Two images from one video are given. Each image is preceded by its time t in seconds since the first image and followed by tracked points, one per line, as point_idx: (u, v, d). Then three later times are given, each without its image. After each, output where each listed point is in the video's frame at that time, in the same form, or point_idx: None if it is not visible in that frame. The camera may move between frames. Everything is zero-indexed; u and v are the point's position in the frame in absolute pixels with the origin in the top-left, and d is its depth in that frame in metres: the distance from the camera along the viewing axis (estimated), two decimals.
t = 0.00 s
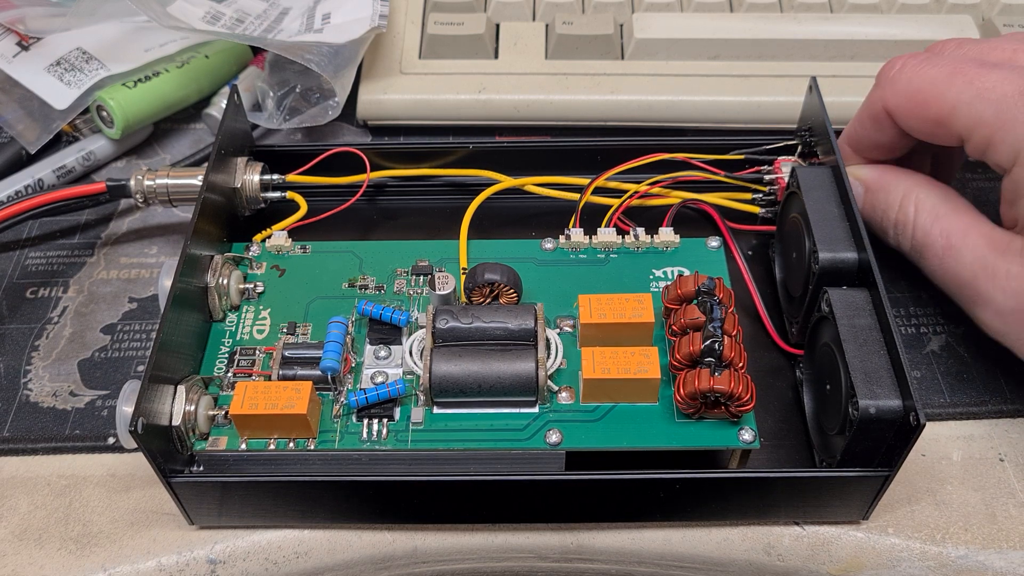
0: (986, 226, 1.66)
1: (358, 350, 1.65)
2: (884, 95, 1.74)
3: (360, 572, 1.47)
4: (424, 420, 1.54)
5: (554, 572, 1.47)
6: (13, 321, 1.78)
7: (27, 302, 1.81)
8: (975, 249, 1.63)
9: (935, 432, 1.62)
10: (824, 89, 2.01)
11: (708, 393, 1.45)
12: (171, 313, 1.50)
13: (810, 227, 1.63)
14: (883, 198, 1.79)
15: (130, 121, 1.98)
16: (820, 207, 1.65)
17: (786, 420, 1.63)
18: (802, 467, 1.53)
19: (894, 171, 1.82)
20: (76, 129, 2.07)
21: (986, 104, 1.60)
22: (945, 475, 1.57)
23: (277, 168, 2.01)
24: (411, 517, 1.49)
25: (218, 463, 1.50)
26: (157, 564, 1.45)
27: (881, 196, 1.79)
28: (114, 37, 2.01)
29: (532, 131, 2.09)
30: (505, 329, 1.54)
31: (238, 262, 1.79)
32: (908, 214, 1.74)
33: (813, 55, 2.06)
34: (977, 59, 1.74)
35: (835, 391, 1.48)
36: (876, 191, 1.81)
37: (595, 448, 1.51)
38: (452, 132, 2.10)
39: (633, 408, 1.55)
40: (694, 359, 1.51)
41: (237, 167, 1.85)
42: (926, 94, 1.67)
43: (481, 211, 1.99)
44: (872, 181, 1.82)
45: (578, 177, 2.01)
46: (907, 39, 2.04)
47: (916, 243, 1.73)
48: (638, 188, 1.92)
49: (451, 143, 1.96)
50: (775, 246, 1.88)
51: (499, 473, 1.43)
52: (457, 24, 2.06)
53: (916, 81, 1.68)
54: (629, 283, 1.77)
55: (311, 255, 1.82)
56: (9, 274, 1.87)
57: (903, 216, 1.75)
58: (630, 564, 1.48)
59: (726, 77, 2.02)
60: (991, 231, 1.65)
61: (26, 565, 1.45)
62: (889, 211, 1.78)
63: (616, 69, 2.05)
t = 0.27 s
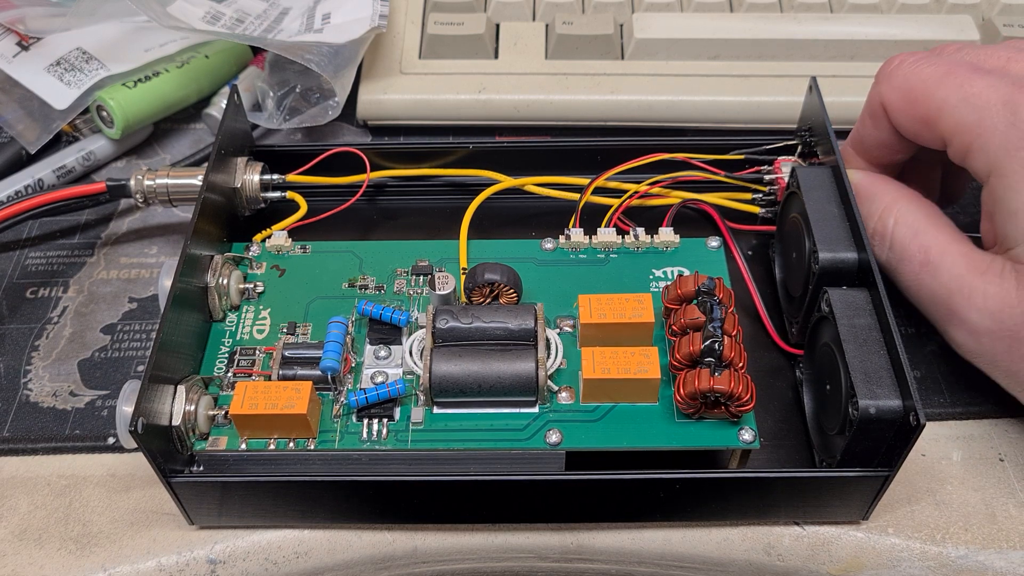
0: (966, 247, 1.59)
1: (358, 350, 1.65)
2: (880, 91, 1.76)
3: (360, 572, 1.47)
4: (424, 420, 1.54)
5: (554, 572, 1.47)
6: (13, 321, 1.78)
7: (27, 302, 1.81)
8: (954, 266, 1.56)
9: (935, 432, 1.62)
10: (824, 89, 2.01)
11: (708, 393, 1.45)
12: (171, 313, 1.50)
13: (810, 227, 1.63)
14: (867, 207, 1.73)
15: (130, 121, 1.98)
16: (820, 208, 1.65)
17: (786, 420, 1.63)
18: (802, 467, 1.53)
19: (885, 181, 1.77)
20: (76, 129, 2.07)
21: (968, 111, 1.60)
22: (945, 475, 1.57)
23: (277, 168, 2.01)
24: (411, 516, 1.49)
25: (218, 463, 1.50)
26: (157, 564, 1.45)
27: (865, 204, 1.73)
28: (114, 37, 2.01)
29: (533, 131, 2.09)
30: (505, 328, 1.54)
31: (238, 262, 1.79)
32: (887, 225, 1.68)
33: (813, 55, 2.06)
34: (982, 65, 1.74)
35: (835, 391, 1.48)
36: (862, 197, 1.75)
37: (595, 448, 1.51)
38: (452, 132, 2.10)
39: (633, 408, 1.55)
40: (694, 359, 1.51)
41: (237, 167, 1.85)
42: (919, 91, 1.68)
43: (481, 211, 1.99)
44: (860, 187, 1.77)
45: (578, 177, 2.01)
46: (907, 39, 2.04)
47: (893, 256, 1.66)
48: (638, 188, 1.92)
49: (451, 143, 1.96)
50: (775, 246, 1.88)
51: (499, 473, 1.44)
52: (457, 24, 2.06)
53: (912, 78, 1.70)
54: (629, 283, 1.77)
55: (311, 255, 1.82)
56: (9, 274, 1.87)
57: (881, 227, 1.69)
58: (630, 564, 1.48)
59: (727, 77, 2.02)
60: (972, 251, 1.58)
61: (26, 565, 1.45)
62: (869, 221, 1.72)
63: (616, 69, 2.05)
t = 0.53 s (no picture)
0: (990, 226, 1.69)
1: (358, 350, 1.65)
2: (863, 123, 1.77)
3: (359, 572, 1.47)
4: (424, 420, 1.54)
5: (554, 572, 1.47)
6: (13, 321, 1.78)
7: (27, 302, 1.81)
8: (975, 248, 1.66)
9: (935, 432, 1.62)
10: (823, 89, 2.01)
11: (708, 393, 1.45)
12: (171, 313, 1.50)
13: (810, 228, 1.63)
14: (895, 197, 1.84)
15: (130, 121, 1.98)
16: (820, 208, 1.65)
17: (786, 420, 1.63)
18: (802, 467, 1.53)
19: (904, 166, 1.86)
20: (76, 129, 2.07)
21: (971, 133, 1.60)
22: (945, 475, 1.57)
23: (277, 168, 2.01)
24: (411, 516, 1.49)
25: (218, 463, 1.50)
26: (157, 565, 1.44)
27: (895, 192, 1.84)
28: (114, 37, 2.01)
29: (533, 131, 2.09)
30: (505, 328, 1.54)
31: (238, 262, 1.79)
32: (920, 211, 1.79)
33: (813, 56, 2.06)
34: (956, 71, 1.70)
35: (835, 391, 1.48)
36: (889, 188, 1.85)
37: (595, 448, 1.51)
38: (452, 132, 2.10)
39: (633, 407, 1.55)
40: (694, 359, 1.51)
41: (237, 167, 1.85)
42: (902, 124, 1.69)
43: (482, 211, 1.99)
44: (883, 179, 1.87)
45: (578, 177, 2.01)
46: (907, 39, 2.04)
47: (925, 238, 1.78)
48: (638, 188, 1.92)
49: (451, 143, 1.96)
50: (775, 246, 1.88)
51: (499, 473, 1.44)
52: (457, 24, 2.06)
53: (893, 109, 1.69)
54: (629, 283, 1.77)
55: (311, 255, 1.82)
56: (9, 274, 1.87)
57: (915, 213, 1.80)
58: (630, 564, 1.48)
59: (727, 77, 2.02)
60: (993, 232, 1.67)
61: (26, 566, 1.45)
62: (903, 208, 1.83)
63: (616, 69, 2.05)
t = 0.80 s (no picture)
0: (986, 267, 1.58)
1: (358, 350, 1.65)
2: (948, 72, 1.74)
3: (360, 572, 1.47)
4: (424, 420, 1.54)
5: (555, 572, 1.47)
6: (13, 321, 1.78)
7: (27, 302, 1.81)
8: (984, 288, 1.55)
9: (935, 432, 1.62)
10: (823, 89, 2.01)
11: (708, 394, 1.45)
12: (171, 313, 1.50)
13: (810, 228, 1.63)
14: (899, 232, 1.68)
15: (130, 121, 1.98)
16: (820, 208, 1.65)
17: (786, 420, 1.63)
18: (802, 467, 1.53)
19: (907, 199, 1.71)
20: (76, 129, 2.07)
21: None
22: (945, 475, 1.57)
23: (277, 168, 2.01)
24: (411, 516, 1.49)
25: (218, 463, 1.50)
26: (157, 565, 1.45)
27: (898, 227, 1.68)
28: (114, 37, 2.01)
29: (532, 131, 2.09)
30: (505, 328, 1.54)
31: (238, 262, 1.79)
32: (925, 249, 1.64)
33: (813, 55, 2.06)
34: None
35: (835, 391, 1.48)
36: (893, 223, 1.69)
37: (595, 449, 1.51)
38: (452, 132, 2.10)
39: (633, 408, 1.55)
40: (694, 359, 1.51)
41: (237, 167, 1.85)
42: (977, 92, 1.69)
43: (482, 211, 1.99)
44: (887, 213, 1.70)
45: (578, 177, 2.01)
46: (907, 39, 2.04)
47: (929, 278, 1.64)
48: (638, 188, 1.92)
49: (451, 143, 1.96)
50: (775, 246, 1.88)
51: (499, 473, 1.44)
52: (457, 24, 2.06)
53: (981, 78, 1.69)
54: (629, 283, 1.77)
55: (311, 255, 1.82)
56: (9, 274, 1.87)
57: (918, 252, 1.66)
58: (630, 564, 1.48)
59: (727, 77, 2.02)
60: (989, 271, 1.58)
61: (26, 566, 1.45)
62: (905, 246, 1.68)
63: (616, 69, 2.05)
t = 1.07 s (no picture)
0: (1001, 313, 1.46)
1: (358, 350, 1.65)
2: None
3: (360, 572, 1.47)
4: (424, 420, 1.54)
5: (555, 572, 1.47)
6: (13, 321, 1.78)
7: (27, 302, 1.81)
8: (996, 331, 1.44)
9: (935, 432, 1.62)
10: (823, 89, 2.01)
11: (708, 394, 1.45)
12: (171, 313, 1.50)
13: (810, 228, 1.63)
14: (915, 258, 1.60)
15: (130, 121, 1.98)
16: (820, 208, 1.65)
17: (786, 420, 1.63)
18: (802, 467, 1.53)
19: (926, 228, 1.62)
20: (76, 129, 2.07)
21: None
22: (945, 475, 1.57)
23: (277, 168, 2.01)
24: (411, 516, 1.49)
25: (218, 463, 1.50)
26: (157, 564, 1.45)
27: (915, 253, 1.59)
28: (114, 37, 2.01)
29: (532, 131, 2.09)
30: (505, 328, 1.54)
31: (238, 262, 1.79)
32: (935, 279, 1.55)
33: (813, 55, 2.06)
34: None
35: (835, 391, 1.48)
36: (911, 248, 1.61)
37: (595, 449, 1.51)
38: (452, 132, 2.10)
39: (633, 407, 1.55)
40: (694, 359, 1.51)
41: (237, 167, 1.85)
42: None
43: (482, 211, 1.99)
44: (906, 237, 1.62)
45: (578, 177, 2.01)
46: (907, 39, 2.04)
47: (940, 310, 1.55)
48: (639, 188, 1.92)
49: (451, 143, 1.96)
50: (775, 246, 1.88)
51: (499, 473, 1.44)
52: (457, 25, 2.06)
53: None
54: (629, 283, 1.77)
55: (311, 255, 1.82)
56: (9, 274, 1.87)
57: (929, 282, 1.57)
58: (630, 564, 1.47)
59: (726, 77, 2.02)
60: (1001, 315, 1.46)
61: (26, 565, 1.45)
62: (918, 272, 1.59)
63: (616, 69, 2.05)
